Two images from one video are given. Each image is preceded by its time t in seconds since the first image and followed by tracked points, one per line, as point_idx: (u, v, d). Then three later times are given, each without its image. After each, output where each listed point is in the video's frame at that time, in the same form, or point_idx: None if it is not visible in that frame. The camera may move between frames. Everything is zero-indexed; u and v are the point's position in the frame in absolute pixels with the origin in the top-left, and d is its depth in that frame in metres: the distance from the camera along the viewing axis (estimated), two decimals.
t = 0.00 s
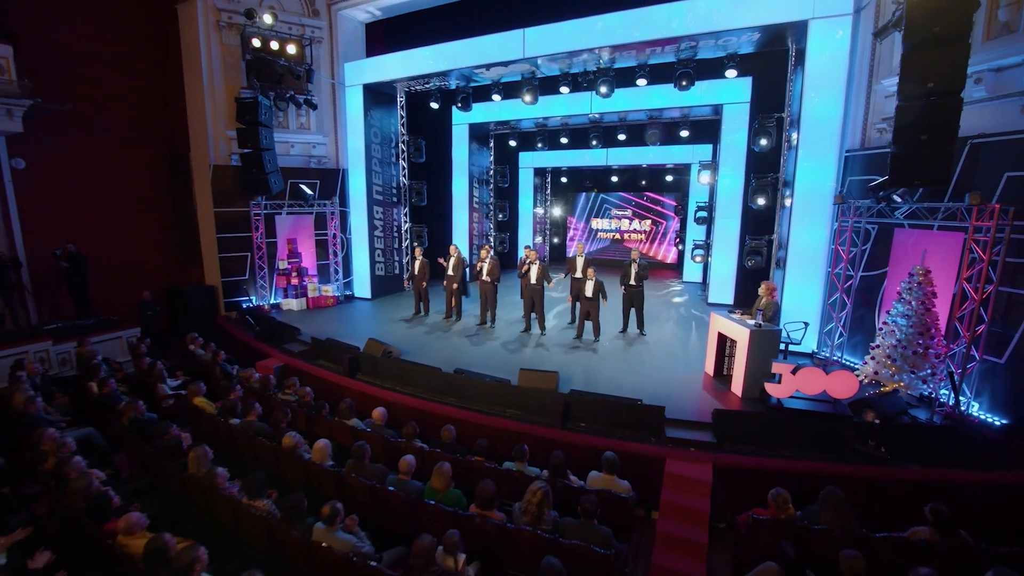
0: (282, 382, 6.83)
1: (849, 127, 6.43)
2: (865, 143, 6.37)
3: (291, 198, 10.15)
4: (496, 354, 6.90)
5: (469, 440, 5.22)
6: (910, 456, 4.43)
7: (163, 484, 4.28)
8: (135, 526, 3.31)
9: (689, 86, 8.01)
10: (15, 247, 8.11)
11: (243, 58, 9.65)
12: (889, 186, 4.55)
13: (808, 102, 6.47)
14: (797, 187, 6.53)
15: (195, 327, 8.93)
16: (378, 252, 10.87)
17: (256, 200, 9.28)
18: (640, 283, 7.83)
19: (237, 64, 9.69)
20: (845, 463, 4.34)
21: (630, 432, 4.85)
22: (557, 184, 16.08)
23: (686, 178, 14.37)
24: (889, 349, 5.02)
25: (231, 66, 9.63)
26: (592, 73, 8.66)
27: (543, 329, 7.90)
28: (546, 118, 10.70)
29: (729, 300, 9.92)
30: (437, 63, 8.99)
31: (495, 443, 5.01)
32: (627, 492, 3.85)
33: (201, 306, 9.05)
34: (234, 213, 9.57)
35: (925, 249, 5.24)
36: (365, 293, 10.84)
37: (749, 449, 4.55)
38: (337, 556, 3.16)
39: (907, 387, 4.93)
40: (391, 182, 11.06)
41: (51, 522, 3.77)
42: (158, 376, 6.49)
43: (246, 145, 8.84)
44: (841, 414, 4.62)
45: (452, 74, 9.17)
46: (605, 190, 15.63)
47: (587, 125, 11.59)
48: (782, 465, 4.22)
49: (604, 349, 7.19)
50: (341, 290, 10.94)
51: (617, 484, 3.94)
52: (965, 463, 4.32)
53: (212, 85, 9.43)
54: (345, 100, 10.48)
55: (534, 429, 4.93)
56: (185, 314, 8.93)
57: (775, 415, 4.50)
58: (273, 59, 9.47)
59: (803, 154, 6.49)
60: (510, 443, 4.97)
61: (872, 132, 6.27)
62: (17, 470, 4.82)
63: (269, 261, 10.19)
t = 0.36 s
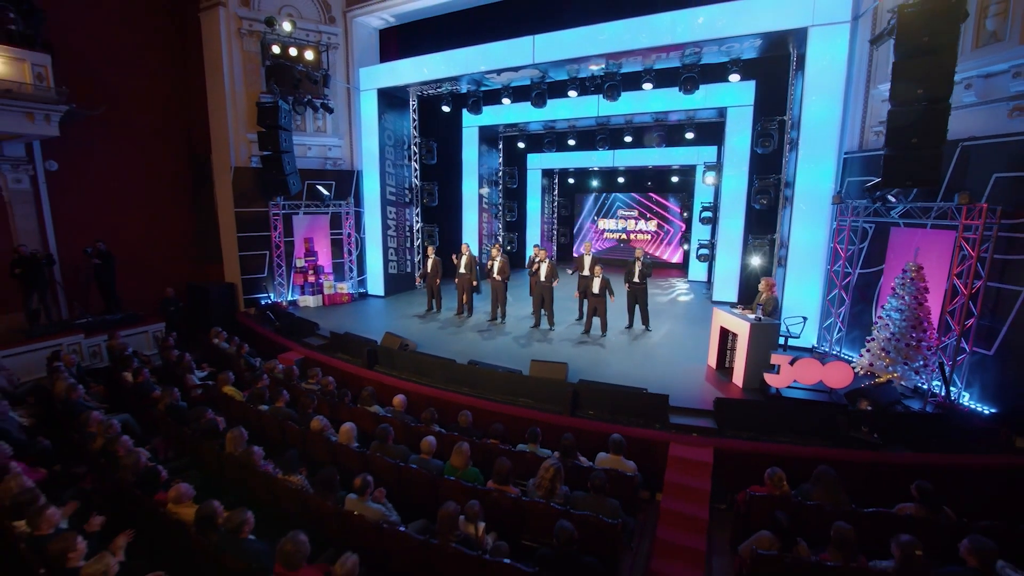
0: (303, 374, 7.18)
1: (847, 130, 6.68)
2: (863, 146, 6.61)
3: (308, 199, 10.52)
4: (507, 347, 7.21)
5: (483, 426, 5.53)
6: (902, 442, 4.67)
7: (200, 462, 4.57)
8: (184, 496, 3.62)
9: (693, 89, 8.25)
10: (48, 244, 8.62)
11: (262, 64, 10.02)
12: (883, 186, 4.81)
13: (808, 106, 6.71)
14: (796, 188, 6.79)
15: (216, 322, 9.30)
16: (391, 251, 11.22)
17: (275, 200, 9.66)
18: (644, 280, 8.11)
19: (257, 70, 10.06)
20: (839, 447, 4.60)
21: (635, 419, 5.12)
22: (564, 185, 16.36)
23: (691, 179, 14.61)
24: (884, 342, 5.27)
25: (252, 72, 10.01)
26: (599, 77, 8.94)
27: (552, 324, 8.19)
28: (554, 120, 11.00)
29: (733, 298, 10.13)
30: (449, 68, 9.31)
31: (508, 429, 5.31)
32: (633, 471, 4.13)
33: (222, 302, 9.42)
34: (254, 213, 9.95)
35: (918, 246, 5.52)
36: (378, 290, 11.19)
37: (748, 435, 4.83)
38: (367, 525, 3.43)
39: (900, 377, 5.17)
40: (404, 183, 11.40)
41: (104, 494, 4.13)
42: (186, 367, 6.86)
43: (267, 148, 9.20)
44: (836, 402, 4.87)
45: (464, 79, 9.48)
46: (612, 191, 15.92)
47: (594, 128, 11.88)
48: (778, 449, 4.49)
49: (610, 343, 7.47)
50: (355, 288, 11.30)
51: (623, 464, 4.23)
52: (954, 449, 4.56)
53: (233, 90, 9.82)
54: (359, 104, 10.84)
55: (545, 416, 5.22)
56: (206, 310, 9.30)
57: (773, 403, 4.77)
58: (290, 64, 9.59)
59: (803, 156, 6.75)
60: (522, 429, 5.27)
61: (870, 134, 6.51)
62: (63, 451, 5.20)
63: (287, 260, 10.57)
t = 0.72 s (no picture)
0: (323, 365, 7.53)
1: (847, 132, 6.91)
2: (862, 147, 6.83)
3: (325, 199, 10.91)
4: (519, 341, 7.52)
5: (496, 413, 5.83)
6: (897, 430, 4.89)
7: (233, 442, 4.90)
8: (226, 469, 3.96)
9: (699, 92, 8.47)
10: (81, 241, 9.07)
11: (282, 69, 10.40)
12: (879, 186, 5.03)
13: (809, 109, 6.95)
14: (798, 188, 7.01)
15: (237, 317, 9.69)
16: (404, 249, 11.58)
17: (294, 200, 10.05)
18: (650, 276, 8.38)
19: (277, 74, 10.43)
20: (835, 434, 4.83)
21: (641, 407, 5.39)
22: (572, 185, 16.58)
23: (698, 179, 14.80)
24: (880, 334, 5.50)
25: (272, 76, 10.37)
26: (607, 81, 9.20)
27: (561, 319, 8.48)
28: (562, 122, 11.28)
29: (738, 294, 10.31)
30: (462, 73, 9.63)
31: (520, 416, 5.61)
32: (638, 452, 4.41)
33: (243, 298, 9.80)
34: (273, 212, 10.34)
35: (912, 242, 5.81)
36: (392, 287, 11.57)
37: (748, 422, 5.08)
38: (393, 495, 3.71)
39: (895, 368, 5.40)
40: (417, 183, 11.75)
41: (150, 468, 4.49)
42: (214, 357, 7.24)
43: (287, 150, 9.57)
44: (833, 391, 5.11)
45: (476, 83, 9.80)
46: (619, 191, 16.13)
47: (602, 129, 12.16)
48: (776, 435, 4.74)
49: (617, 338, 7.76)
50: (370, 285, 11.69)
51: (628, 446, 4.51)
52: (947, 436, 4.77)
53: (255, 94, 10.20)
54: (375, 107, 11.21)
55: (555, 404, 5.51)
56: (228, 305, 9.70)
57: (772, 391, 5.02)
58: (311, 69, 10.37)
59: (804, 157, 6.97)
60: (533, 415, 5.57)
61: (869, 136, 6.74)
62: (106, 432, 5.60)
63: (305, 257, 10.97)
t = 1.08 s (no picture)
0: (344, 356, 7.90)
1: (850, 132, 7.14)
2: (865, 146, 7.05)
3: (343, 198, 11.31)
4: (531, 334, 7.83)
5: (510, 402, 6.13)
6: (894, 418, 5.09)
7: (264, 423, 5.26)
8: (262, 445, 4.29)
9: (707, 93, 8.67)
10: (113, 239, 9.56)
11: (302, 73, 10.79)
12: (879, 184, 5.23)
13: (813, 110, 7.16)
14: (803, 187, 7.21)
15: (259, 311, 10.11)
16: (419, 247, 11.95)
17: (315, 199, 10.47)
18: (658, 273, 8.62)
19: (297, 78, 10.81)
20: (834, 421, 5.06)
21: (648, 396, 5.66)
22: (583, 185, 16.84)
23: (707, 178, 14.97)
24: (880, 328, 5.70)
25: (292, 80, 10.75)
26: (617, 83, 9.43)
27: (571, 314, 8.76)
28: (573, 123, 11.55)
29: (745, 290, 10.42)
30: (475, 76, 9.94)
31: (533, 404, 5.90)
32: (644, 435, 4.69)
33: (265, 293, 10.22)
34: (294, 211, 10.76)
35: (911, 239, 6.04)
36: (407, 284, 11.96)
37: (750, 410, 5.33)
38: (415, 469, 4.01)
39: (894, 360, 5.61)
40: (431, 183, 12.11)
41: (190, 444, 4.88)
42: (241, 348, 7.65)
43: (308, 151, 9.95)
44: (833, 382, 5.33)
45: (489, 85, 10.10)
46: (629, 191, 16.40)
47: (612, 130, 12.40)
48: (777, 422, 4.98)
49: (626, 332, 8.02)
50: (386, 281, 12.09)
51: (635, 429, 4.78)
52: (943, 425, 4.97)
53: (276, 97, 10.58)
54: (392, 110, 11.58)
55: (565, 393, 5.80)
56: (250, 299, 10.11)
57: (773, 380, 5.25)
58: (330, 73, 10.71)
59: (808, 157, 7.18)
60: (545, 403, 5.86)
61: (871, 136, 6.96)
62: (145, 414, 6.00)
63: (323, 255, 11.38)
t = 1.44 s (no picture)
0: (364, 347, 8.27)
1: (856, 131, 7.32)
2: (870, 145, 7.21)
3: (362, 196, 11.72)
4: (544, 327, 8.14)
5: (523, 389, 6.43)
6: (894, 407, 5.27)
7: (293, 405, 5.63)
8: (296, 422, 4.64)
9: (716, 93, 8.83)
10: (146, 235, 10.08)
11: (323, 77, 11.21)
12: (880, 182, 5.43)
13: (820, 110, 7.36)
14: (809, 185, 7.42)
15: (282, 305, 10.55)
16: (434, 244, 12.34)
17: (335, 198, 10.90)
18: (668, 269, 8.85)
19: (318, 81, 11.25)
20: (835, 409, 5.26)
21: (655, 384, 5.92)
22: (594, 184, 17.06)
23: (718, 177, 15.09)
24: (882, 320, 5.89)
25: (314, 83, 11.20)
26: (628, 84, 9.65)
27: (583, 309, 9.04)
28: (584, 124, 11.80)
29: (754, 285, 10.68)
30: (490, 78, 10.26)
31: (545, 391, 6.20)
32: (650, 418, 4.96)
33: (288, 288, 10.66)
34: (315, 209, 11.19)
35: (913, 235, 6.24)
36: (423, 280, 12.35)
37: (754, 398, 5.56)
38: (436, 445, 4.32)
39: (894, 351, 5.79)
40: (446, 182, 12.48)
41: (227, 422, 5.27)
42: (268, 338, 8.07)
43: (329, 151, 10.35)
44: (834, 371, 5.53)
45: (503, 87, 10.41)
46: (640, 190, 16.59)
47: (624, 130, 12.63)
48: (779, 408, 5.21)
49: (635, 326, 8.27)
50: (403, 277, 12.49)
51: (641, 413, 5.05)
52: (941, 413, 5.15)
53: (299, 100, 11.02)
54: (409, 111, 11.97)
55: (576, 381, 6.09)
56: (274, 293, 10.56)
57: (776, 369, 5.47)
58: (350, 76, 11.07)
59: (814, 156, 7.39)
60: (556, 390, 6.15)
61: (876, 135, 7.13)
62: (182, 397, 6.43)
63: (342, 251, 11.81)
